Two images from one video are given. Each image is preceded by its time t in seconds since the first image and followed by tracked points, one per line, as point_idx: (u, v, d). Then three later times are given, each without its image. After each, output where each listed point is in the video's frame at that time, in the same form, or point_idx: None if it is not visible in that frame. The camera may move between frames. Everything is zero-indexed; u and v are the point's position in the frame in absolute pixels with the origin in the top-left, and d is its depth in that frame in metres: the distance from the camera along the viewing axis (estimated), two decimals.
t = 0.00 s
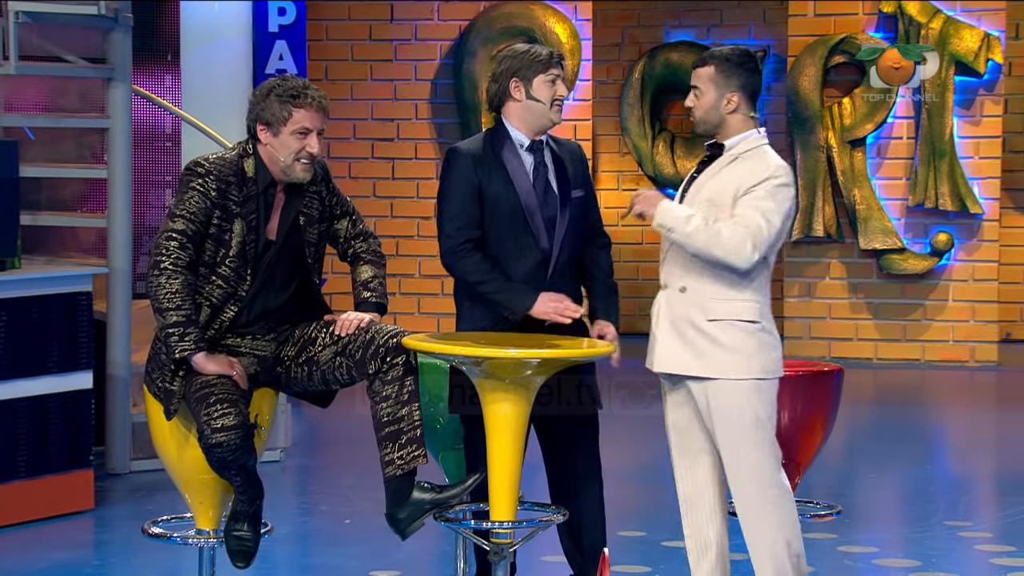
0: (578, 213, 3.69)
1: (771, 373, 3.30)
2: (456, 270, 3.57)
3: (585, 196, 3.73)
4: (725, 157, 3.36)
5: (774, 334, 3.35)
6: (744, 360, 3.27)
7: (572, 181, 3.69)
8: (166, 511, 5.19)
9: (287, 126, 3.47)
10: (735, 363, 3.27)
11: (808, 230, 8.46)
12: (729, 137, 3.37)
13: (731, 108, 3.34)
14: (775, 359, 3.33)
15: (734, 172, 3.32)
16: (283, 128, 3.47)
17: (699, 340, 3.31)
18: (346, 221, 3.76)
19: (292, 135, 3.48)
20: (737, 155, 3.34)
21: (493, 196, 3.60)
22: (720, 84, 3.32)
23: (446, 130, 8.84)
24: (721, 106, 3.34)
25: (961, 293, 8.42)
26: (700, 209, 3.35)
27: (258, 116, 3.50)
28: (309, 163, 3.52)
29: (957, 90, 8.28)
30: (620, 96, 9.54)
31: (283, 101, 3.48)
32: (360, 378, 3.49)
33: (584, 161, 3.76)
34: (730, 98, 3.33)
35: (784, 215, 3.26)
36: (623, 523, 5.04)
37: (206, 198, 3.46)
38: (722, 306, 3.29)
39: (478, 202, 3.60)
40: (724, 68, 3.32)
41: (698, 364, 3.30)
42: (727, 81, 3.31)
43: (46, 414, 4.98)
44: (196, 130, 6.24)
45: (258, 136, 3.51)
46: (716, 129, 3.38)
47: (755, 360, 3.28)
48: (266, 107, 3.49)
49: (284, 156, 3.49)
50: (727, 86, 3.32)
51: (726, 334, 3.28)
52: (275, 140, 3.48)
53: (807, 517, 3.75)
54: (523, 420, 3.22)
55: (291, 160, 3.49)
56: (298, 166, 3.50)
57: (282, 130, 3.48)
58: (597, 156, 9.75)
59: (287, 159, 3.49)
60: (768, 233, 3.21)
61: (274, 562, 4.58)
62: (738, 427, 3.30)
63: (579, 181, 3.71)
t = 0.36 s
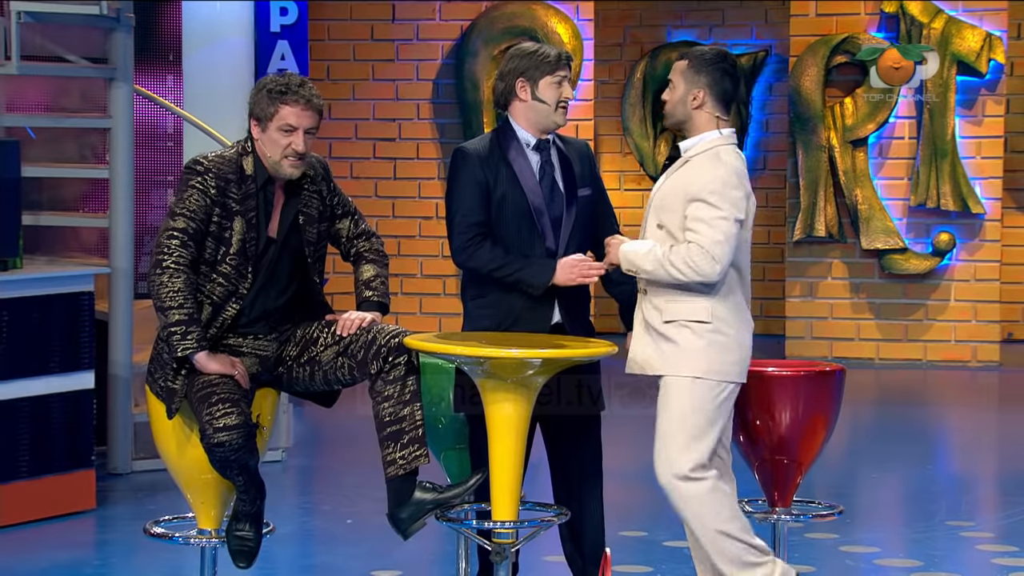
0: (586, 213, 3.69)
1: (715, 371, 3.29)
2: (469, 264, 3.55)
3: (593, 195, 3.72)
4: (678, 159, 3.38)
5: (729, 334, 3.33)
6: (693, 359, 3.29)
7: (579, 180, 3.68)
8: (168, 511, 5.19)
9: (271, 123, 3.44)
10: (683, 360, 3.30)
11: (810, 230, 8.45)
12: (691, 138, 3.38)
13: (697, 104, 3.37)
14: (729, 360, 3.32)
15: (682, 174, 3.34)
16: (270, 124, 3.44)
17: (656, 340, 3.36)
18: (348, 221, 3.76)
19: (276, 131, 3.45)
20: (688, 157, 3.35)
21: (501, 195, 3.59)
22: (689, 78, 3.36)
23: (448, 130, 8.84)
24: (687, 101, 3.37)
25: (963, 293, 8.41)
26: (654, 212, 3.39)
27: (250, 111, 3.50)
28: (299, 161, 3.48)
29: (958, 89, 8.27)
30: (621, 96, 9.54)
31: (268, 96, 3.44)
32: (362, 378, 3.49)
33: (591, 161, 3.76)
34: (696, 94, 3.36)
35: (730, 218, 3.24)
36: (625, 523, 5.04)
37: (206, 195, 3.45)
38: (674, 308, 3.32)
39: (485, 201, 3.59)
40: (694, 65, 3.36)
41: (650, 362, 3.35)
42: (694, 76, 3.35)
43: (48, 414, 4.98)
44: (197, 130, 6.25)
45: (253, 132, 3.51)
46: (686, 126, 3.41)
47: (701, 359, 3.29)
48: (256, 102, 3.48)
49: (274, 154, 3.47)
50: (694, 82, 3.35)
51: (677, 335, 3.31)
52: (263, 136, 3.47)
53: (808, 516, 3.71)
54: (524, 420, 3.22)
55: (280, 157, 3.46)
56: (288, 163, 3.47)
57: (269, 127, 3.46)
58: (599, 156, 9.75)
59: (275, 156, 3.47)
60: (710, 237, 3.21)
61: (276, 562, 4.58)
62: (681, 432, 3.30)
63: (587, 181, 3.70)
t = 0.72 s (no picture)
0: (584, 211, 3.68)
1: (690, 375, 3.29)
2: (450, 268, 3.56)
3: (589, 193, 3.72)
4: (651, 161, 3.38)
5: (704, 336, 3.31)
6: (665, 363, 3.30)
7: (576, 178, 3.68)
8: (169, 511, 5.19)
9: (259, 122, 3.43)
10: (656, 364, 3.31)
11: (810, 230, 8.45)
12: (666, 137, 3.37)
13: (672, 105, 3.36)
14: (705, 363, 3.30)
15: (649, 176, 3.33)
16: (257, 122, 3.43)
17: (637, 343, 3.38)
18: (347, 220, 3.76)
19: (263, 130, 3.44)
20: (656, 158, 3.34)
21: (496, 195, 3.59)
22: (664, 78, 3.36)
23: (449, 131, 8.84)
24: (662, 102, 3.37)
25: (964, 293, 8.41)
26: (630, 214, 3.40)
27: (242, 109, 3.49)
28: (287, 159, 3.47)
29: (959, 90, 8.27)
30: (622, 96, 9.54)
31: (257, 95, 3.43)
32: (363, 378, 3.49)
33: (587, 160, 3.77)
34: (671, 95, 3.35)
35: (689, 217, 3.21)
36: (626, 523, 5.04)
37: (203, 193, 3.46)
38: (649, 311, 3.34)
39: (480, 200, 3.58)
40: (666, 65, 3.35)
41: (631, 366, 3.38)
42: (668, 76, 3.34)
43: (49, 414, 4.98)
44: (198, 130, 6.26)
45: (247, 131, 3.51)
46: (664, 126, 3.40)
47: (675, 363, 3.29)
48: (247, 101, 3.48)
49: (265, 153, 3.46)
50: (668, 83, 3.35)
51: (652, 338, 3.33)
52: (254, 135, 3.47)
53: (809, 515, 3.71)
54: (524, 420, 3.22)
55: (271, 156, 3.45)
56: (280, 163, 3.47)
57: (258, 125, 3.44)
58: (600, 156, 9.76)
59: (264, 155, 3.46)
60: (666, 236, 3.21)
61: (277, 562, 4.58)
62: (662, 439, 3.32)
63: (582, 180, 3.70)
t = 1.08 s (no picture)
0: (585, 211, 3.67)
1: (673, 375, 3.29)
2: (438, 265, 3.59)
3: (593, 193, 3.70)
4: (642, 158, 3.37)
5: (687, 337, 3.30)
6: (645, 363, 3.32)
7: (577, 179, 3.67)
8: (174, 511, 5.20)
9: (263, 121, 3.43)
10: (637, 362, 3.33)
11: (816, 230, 8.45)
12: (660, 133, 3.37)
13: (669, 103, 3.34)
14: (688, 363, 3.30)
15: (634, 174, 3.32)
16: (260, 122, 3.43)
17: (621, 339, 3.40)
18: (349, 219, 3.77)
19: (265, 131, 3.44)
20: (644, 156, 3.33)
21: (491, 195, 3.60)
22: (660, 76, 3.34)
23: (455, 130, 8.81)
24: (660, 99, 3.35)
25: (969, 293, 8.40)
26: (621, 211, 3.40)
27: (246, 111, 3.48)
28: (290, 158, 3.47)
29: (965, 89, 8.25)
30: (627, 97, 9.55)
31: (259, 97, 3.43)
32: (369, 377, 3.48)
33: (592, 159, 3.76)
34: (667, 93, 3.33)
35: (659, 217, 3.21)
36: (630, 523, 5.04)
37: (207, 193, 3.46)
38: (632, 311, 3.35)
39: (475, 200, 3.61)
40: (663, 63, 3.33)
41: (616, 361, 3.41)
42: (664, 73, 3.32)
43: (54, 414, 4.99)
44: (203, 130, 6.27)
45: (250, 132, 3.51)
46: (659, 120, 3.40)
47: (659, 363, 3.30)
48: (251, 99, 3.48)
49: (267, 152, 3.45)
50: (665, 81, 3.33)
51: (634, 338, 3.34)
52: (256, 134, 3.47)
53: (815, 516, 3.70)
54: (530, 419, 3.22)
55: (273, 155, 3.45)
56: (283, 162, 3.46)
57: (260, 127, 3.45)
58: (605, 156, 9.76)
59: (263, 155, 3.47)
60: (634, 236, 3.22)
61: (282, 562, 4.58)
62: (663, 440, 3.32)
63: (584, 179, 3.69)
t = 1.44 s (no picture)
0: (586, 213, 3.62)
1: (698, 375, 3.27)
2: (446, 268, 3.60)
3: (596, 194, 3.64)
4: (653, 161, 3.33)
5: (709, 336, 3.28)
6: (666, 364, 3.27)
7: (578, 180, 3.62)
8: (179, 511, 5.20)
9: (282, 126, 3.41)
10: (655, 365, 3.28)
11: (821, 230, 8.44)
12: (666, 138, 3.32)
13: (678, 109, 3.29)
14: (711, 363, 3.28)
15: (653, 177, 3.27)
16: (280, 129, 3.41)
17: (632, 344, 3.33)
18: (356, 221, 3.76)
19: (286, 136, 3.42)
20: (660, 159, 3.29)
21: (487, 195, 3.60)
22: (669, 82, 3.27)
23: (459, 131, 8.83)
24: (668, 105, 3.28)
25: (975, 293, 8.40)
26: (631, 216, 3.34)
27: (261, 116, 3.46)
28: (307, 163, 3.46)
29: (969, 89, 8.26)
30: (633, 97, 9.54)
31: (277, 102, 3.41)
32: (375, 378, 3.49)
33: (601, 160, 3.69)
34: (677, 99, 3.27)
35: (697, 221, 3.17)
36: (636, 523, 5.04)
37: (218, 197, 3.46)
38: (651, 313, 3.29)
39: (473, 200, 3.62)
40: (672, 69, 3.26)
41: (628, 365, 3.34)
42: (674, 80, 3.25)
43: (59, 414, 4.99)
44: (208, 130, 6.28)
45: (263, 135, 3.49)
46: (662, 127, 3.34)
47: (683, 364, 3.26)
48: (264, 105, 3.43)
49: (283, 157, 3.44)
50: (675, 87, 3.26)
51: (656, 340, 3.28)
52: (273, 139, 3.44)
53: (820, 516, 3.70)
54: (535, 420, 3.22)
55: (290, 160, 3.43)
56: (298, 166, 3.45)
57: (280, 133, 3.43)
58: (610, 156, 9.76)
59: (283, 160, 3.44)
60: (674, 241, 3.15)
61: (287, 562, 4.58)
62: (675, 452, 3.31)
63: (588, 180, 3.63)
